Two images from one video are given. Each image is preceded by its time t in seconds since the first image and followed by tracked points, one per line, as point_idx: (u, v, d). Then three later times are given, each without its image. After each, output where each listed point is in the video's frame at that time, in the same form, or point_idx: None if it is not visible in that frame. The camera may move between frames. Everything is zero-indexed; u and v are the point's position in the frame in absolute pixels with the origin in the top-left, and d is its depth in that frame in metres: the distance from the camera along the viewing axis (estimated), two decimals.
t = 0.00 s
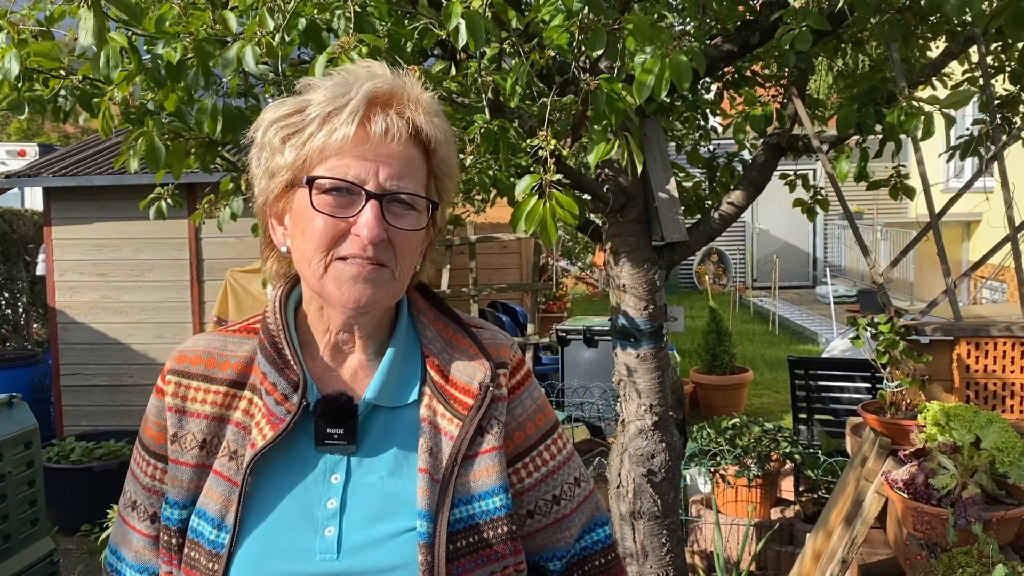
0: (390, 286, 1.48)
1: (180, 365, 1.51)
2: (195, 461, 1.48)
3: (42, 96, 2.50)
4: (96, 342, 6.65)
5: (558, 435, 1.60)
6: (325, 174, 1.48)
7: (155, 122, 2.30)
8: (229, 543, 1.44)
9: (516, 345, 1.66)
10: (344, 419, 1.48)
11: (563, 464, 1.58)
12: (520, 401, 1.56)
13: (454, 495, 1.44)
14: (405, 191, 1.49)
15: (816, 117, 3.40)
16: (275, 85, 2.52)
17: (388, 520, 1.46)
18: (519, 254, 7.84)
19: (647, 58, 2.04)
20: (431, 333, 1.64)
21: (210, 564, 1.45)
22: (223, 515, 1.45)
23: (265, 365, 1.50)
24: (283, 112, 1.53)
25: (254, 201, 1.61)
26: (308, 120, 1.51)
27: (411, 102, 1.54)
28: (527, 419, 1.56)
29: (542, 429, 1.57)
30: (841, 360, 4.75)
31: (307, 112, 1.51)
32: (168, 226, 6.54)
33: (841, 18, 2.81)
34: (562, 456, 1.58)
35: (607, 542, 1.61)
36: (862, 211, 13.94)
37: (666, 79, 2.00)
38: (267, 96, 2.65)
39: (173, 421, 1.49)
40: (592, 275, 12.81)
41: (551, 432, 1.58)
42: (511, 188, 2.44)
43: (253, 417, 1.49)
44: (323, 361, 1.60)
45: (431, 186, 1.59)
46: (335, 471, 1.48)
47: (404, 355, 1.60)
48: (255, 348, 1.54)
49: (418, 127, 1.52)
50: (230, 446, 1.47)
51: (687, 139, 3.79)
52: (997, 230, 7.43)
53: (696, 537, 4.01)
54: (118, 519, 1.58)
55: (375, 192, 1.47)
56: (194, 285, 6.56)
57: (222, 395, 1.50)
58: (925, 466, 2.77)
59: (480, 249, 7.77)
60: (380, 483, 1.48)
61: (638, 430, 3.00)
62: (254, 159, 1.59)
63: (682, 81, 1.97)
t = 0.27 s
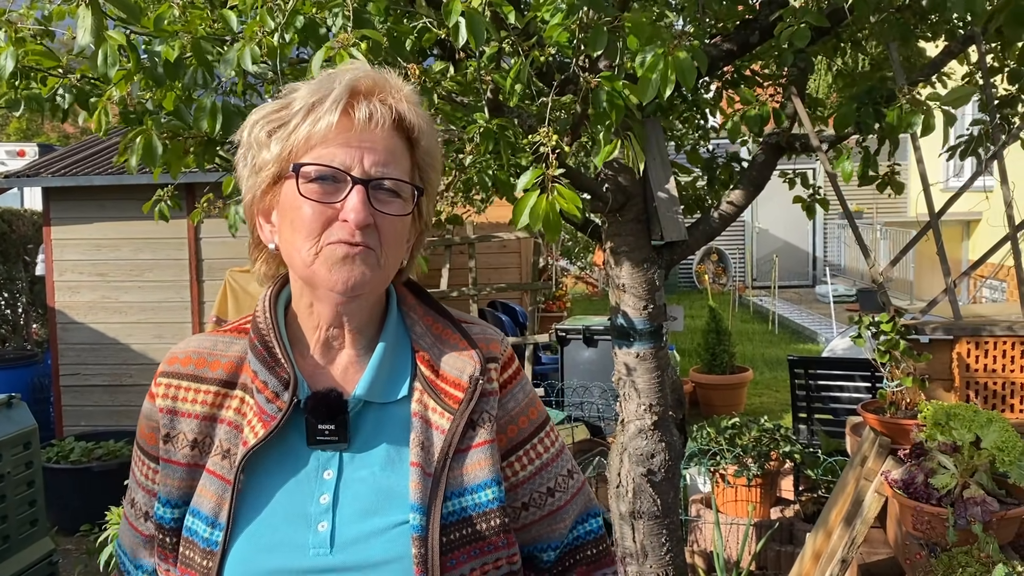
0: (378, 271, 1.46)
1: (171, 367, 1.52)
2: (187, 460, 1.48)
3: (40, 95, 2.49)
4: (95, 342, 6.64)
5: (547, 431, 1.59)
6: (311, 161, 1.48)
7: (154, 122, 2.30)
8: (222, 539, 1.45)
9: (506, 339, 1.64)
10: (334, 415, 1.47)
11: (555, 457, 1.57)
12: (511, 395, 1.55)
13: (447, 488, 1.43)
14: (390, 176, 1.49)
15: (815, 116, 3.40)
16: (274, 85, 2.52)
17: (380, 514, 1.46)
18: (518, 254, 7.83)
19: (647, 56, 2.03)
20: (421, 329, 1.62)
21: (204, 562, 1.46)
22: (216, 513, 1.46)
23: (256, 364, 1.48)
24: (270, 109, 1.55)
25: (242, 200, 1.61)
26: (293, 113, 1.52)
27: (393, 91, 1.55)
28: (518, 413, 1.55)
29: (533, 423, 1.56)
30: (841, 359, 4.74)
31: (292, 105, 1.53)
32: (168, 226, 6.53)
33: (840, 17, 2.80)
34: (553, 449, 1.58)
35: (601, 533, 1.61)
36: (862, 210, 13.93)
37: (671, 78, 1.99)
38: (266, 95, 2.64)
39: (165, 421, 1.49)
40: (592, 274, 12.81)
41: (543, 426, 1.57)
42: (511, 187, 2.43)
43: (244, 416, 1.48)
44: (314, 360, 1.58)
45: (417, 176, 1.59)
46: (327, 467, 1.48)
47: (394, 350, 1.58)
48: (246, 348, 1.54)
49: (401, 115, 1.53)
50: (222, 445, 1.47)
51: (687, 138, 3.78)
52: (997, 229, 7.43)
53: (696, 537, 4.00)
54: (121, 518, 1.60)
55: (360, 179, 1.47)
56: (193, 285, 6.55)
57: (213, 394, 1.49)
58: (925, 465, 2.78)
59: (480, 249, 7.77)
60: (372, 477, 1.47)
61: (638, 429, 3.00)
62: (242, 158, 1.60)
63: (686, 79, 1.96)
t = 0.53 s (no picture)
0: (382, 267, 1.45)
1: (176, 363, 1.51)
2: (192, 456, 1.47)
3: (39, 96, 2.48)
4: (95, 341, 6.64)
5: (552, 432, 1.58)
6: (314, 159, 1.48)
7: (153, 122, 2.29)
8: (226, 535, 1.44)
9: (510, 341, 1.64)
10: (340, 413, 1.47)
11: (558, 459, 1.57)
12: (515, 397, 1.55)
13: (450, 488, 1.44)
14: (392, 172, 1.48)
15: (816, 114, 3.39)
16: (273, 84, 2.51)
17: (384, 512, 1.45)
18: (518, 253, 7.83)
19: (649, 55, 2.03)
20: (426, 329, 1.62)
21: (208, 557, 1.45)
22: (220, 509, 1.44)
23: (262, 361, 1.49)
24: (274, 109, 1.55)
25: (249, 200, 1.61)
26: (297, 112, 1.52)
27: (394, 88, 1.54)
28: (521, 415, 1.55)
29: (537, 424, 1.56)
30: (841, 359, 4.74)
31: (295, 105, 1.53)
32: (167, 225, 6.53)
33: (840, 16, 2.79)
34: (557, 451, 1.57)
35: (603, 535, 1.60)
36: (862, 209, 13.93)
37: (674, 76, 1.98)
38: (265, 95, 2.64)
39: (170, 417, 1.48)
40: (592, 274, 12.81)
41: (546, 427, 1.57)
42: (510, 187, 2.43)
43: (249, 413, 1.48)
44: (319, 358, 1.57)
45: (421, 172, 1.58)
46: (331, 464, 1.47)
47: (399, 349, 1.57)
48: (252, 345, 1.54)
49: (402, 111, 1.52)
50: (227, 441, 1.46)
51: (686, 137, 3.78)
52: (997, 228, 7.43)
53: (697, 536, 3.99)
54: (118, 516, 1.57)
55: (363, 175, 1.46)
56: (193, 285, 6.55)
57: (218, 390, 1.48)
58: (926, 465, 2.80)
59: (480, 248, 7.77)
60: (376, 476, 1.46)
61: (639, 428, 2.99)
62: (248, 159, 1.61)
63: (689, 78, 1.95)
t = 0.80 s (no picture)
0: (395, 269, 1.45)
1: (188, 358, 1.49)
2: (204, 453, 1.45)
3: (38, 94, 2.47)
4: (95, 341, 6.63)
5: (564, 429, 1.59)
6: (327, 159, 1.47)
7: (152, 122, 2.28)
8: (240, 533, 1.42)
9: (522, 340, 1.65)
10: (353, 411, 1.47)
11: (571, 455, 1.56)
12: (527, 395, 1.56)
13: (463, 486, 1.43)
14: (406, 174, 1.47)
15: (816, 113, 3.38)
16: (271, 84, 2.51)
17: (398, 510, 1.45)
18: (518, 252, 7.83)
19: (647, 49, 2.02)
20: (438, 328, 1.63)
21: (221, 555, 1.43)
22: (233, 506, 1.42)
23: (275, 358, 1.49)
24: (288, 107, 1.54)
25: (263, 197, 1.60)
26: (311, 111, 1.51)
27: (408, 87, 1.53)
28: (534, 413, 1.55)
29: (549, 422, 1.56)
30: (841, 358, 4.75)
31: (309, 103, 1.52)
32: (167, 225, 6.52)
33: (842, 14, 2.77)
34: (569, 447, 1.57)
35: (619, 530, 1.59)
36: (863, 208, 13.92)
37: (670, 70, 1.98)
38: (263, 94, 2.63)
39: (182, 413, 1.46)
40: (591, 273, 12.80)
41: (559, 425, 1.57)
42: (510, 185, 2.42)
43: (262, 409, 1.47)
44: (332, 355, 1.58)
45: (434, 172, 1.57)
46: (344, 462, 1.46)
47: (412, 348, 1.59)
48: (264, 342, 1.53)
49: (416, 112, 1.52)
50: (240, 438, 1.45)
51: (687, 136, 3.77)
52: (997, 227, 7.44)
53: (697, 536, 3.99)
54: (122, 513, 1.53)
55: (376, 176, 1.46)
56: (193, 284, 6.55)
57: (231, 387, 1.47)
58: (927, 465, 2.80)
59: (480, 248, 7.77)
60: (389, 475, 1.46)
61: (640, 428, 2.99)
62: (262, 155, 1.60)
63: (686, 71, 1.94)
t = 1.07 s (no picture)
0: (401, 268, 1.45)
1: (196, 356, 1.48)
2: (211, 452, 1.45)
3: (36, 93, 2.47)
4: (94, 340, 6.63)
5: (578, 425, 1.58)
6: (333, 157, 1.47)
7: (150, 120, 2.28)
8: (246, 533, 1.42)
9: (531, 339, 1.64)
10: (360, 412, 1.46)
11: (585, 452, 1.56)
12: (538, 393, 1.55)
13: (470, 487, 1.42)
14: (413, 171, 1.47)
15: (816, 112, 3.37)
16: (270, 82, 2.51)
17: (405, 511, 1.44)
18: (518, 252, 7.82)
19: (650, 50, 2.02)
20: (445, 327, 1.62)
21: (227, 555, 1.43)
22: (240, 506, 1.43)
23: (282, 357, 1.48)
24: (295, 104, 1.54)
25: (270, 194, 1.61)
26: (318, 108, 1.51)
27: (416, 84, 1.53)
28: (545, 411, 1.55)
29: (562, 419, 1.55)
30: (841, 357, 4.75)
31: (316, 101, 1.52)
32: (166, 224, 6.52)
33: (841, 12, 2.76)
34: (584, 444, 1.57)
35: (638, 523, 1.58)
36: (863, 208, 13.92)
37: (674, 69, 1.97)
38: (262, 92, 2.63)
39: (189, 411, 1.45)
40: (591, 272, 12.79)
41: (572, 421, 1.57)
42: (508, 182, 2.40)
43: (269, 409, 1.47)
44: (339, 354, 1.58)
45: (442, 169, 1.57)
46: (350, 463, 1.46)
47: (419, 348, 1.58)
48: (271, 340, 1.53)
49: (424, 108, 1.51)
50: (247, 437, 1.45)
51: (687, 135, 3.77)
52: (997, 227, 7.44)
53: (696, 535, 3.99)
54: (127, 509, 1.53)
55: (383, 174, 1.46)
56: (192, 284, 6.54)
57: (238, 386, 1.47)
58: (927, 464, 2.80)
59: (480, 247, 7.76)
60: (395, 475, 1.46)
61: (639, 427, 2.98)
62: (269, 153, 1.60)
63: (691, 71, 1.94)
